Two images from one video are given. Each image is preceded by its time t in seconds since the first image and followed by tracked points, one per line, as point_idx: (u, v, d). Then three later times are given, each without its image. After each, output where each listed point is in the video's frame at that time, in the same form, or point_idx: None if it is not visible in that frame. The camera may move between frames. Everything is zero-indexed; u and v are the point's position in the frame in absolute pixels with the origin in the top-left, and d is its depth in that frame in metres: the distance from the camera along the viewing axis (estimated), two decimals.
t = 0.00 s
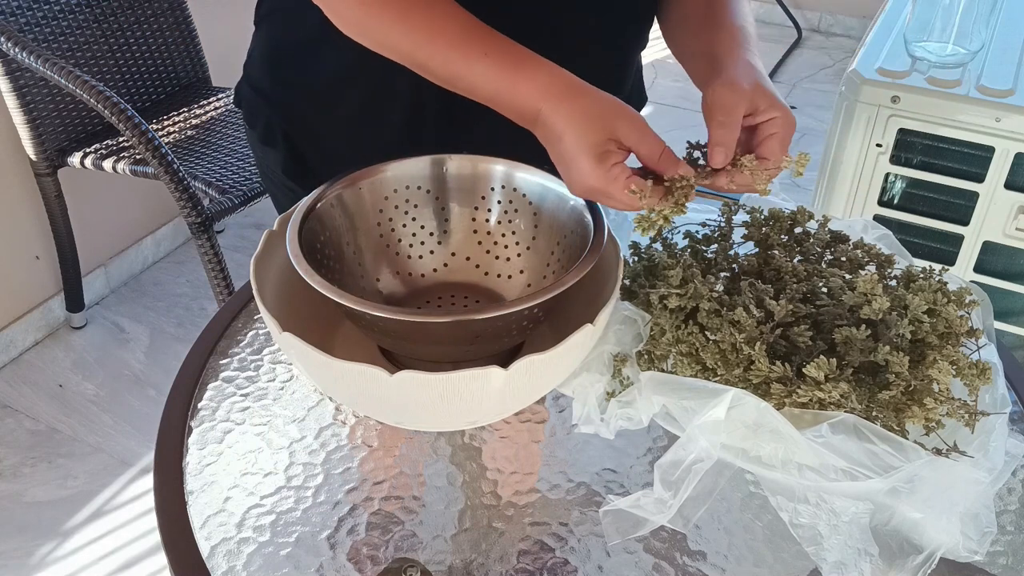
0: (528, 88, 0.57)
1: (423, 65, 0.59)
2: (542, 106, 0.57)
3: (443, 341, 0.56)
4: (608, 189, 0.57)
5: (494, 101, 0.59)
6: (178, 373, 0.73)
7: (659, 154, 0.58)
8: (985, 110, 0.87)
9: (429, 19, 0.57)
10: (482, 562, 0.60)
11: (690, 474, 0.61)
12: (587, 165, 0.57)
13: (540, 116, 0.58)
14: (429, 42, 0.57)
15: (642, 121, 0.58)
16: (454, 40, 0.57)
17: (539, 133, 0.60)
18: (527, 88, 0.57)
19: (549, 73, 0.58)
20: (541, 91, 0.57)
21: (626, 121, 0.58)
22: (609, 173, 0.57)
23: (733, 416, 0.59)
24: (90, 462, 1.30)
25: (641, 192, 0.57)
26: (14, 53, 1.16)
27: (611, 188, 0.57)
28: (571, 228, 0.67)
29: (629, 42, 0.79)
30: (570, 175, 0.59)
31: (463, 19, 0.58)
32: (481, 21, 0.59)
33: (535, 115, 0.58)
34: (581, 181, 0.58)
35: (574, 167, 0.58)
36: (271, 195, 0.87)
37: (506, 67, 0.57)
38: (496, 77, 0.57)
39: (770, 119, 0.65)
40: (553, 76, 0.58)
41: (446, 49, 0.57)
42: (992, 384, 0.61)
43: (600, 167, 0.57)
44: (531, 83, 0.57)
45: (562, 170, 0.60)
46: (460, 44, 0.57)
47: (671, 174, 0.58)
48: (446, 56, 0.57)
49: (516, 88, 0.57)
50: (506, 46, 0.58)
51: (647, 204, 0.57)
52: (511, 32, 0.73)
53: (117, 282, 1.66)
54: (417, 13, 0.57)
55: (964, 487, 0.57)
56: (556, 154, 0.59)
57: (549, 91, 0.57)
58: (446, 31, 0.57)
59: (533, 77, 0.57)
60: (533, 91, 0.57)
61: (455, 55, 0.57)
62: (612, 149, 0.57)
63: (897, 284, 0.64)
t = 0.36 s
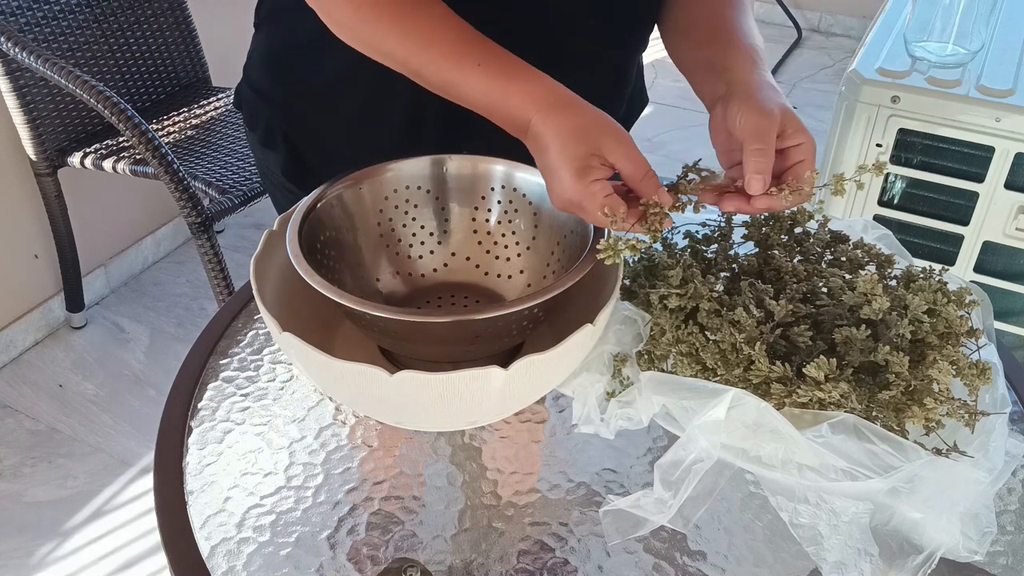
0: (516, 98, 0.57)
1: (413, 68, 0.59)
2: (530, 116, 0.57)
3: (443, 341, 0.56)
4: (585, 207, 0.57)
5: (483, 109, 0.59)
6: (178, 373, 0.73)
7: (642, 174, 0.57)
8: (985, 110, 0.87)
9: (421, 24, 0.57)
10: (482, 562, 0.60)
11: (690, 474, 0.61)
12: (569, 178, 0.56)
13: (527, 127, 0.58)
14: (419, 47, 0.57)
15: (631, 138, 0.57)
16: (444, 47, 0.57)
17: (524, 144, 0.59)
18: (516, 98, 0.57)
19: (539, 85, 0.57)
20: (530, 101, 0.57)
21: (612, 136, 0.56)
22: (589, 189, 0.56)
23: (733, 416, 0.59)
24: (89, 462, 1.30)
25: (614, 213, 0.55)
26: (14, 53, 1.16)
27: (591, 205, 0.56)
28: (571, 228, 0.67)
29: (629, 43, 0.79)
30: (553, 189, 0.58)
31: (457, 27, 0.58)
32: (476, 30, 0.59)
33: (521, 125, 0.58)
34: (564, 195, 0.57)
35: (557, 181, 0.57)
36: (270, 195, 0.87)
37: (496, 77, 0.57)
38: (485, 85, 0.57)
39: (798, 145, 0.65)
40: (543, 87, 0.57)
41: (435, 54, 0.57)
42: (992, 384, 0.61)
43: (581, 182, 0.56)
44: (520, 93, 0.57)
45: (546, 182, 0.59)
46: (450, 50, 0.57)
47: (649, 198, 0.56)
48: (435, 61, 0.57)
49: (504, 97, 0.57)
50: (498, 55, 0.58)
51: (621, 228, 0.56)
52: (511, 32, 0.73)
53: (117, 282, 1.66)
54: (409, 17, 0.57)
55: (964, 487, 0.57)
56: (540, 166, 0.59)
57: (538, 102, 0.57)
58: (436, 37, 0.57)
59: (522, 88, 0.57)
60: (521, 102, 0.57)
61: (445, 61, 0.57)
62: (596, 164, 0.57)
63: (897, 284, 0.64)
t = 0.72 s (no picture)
0: (503, 101, 0.57)
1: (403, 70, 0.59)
2: (517, 119, 0.57)
3: (443, 341, 0.56)
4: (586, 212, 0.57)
5: (472, 113, 0.59)
6: (178, 373, 0.73)
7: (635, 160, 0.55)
8: (985, 110, 0.87)
9: (408, 29, 0.57)
10: (481, 562, 0.60)
11: (690, 474, 0.61)
12: (560, 178, 0.56)
13: (515, 129, 0.58)
14: (408, 51, 0.57)
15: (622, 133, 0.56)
16: (430, 51, 0.57)
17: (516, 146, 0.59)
18: (503, 100, 0.57)
19: (525, 88, 0.57)
20: (517, 103, 0.57)
21: (601, 135, 0.55)
22: (583, 188, 0.56)
23: (733, 416, 0.59)
24: (89, 461, 1.30)
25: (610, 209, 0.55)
26: (14, 53, 1.16)
27: (584, 204, 0.56)
28: (571, 228, 0.67)
29: (629, 46, 0.79)
30: (547, 187, 0.58)
31: (443, 31, 0.58)
32: (463, 33, 0.59)
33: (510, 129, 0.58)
34: (559, 193, 0.57)
35: (552, 180, 0.57)
36: (270, 196, 0.87)
37: (482, 81, 0.57)
38: (472, 89, 0.57)
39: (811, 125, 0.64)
40: (530, 90, 0.57)
41: (423, 59, 0.57)
42: (992, 384, 0.61)
43: (573, 182, 0.56)
44: (506, 96, 0.57)
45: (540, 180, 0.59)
46: (437, 54, 0.57)
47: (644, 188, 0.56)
48: (424, 66, 0.57)
49: (491, 101, 0.57)
50: (484, 57, 0.58)
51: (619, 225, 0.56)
52: (511, 33, 0.73)
53: (117, 282, 1.66)
54: (396, 22, 0.57)
55: (964, 487, 0.57)
56: (533, 166, 0.59)
57: (526, 104, 0.56)
58: (424, 42, 0.57)
59: (508, 91, 0.57)
60: (507, 105, 0.57)
61: (433, 65, 0.57)
62: (587, 164, 0.57)
63: (897, 284, 0.64)
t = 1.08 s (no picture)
0: (497, 104, 0.57)
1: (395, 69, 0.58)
2: (511, 120, 0.57)
3: (443, 341, 0.56)
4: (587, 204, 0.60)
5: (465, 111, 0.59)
6: (178, 373, 0.73)
7: (631, 145, 0.57)
8: (985, 110, 0.87)
9: (399, 30, 0.56)
10: (482, 562, 0.60)
11: (690, 474, 0.61)
12: (558, 175, 0.58)
13: (509, 128, 0.58)
14: (400, 52, 0.56)
15: (619, 127, 0.57)
16: (422, 52, 0.56)
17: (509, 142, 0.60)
18: (493, 101, 0.57)
19: (518, 87, 0.57)
20: (510, 104, 0.57)
21: (596, 133, 0.56)
22: (580, 184, 0.58)
23: (733, 416, 0.59)
24: (89, 462, 1.30)
25: (598, 195, 0.57)
26: (14, 53, 1.16)
27: (580, 198, 0.59)
28: (571, 228, 0.67)
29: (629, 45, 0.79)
30: (544, 179, 0.60)
31: (434, 30, 0.57)
32: (455, 29, 0.58)
33: (504, 128, 0.58)
34: (557, 186, 0.59)
35: (550, 174, 0.59)
36: (270, 196, 0.87)
37: (475, 83, 0.57)
38: (464, 91, 0.57)
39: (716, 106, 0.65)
40: (524, 90, 0.57)
41: (416, 61, 0.56)
42: (992, 384, 0.61)
43: (569, 178, 0.58)
44: (500, 99, 0.57)
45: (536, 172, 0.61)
46: (430, 56, 0.56)
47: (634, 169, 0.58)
48: (416, 69, 0.57)
49: (485, 103, 0.57)
50: (477, 57, 0.57)
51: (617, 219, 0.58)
52: (510, 33, 0.73)
53: (116, 282, 1.66)
54: (387, 22, 0.56)
55: (964, 487, 0.57)
56: (528, 160, 0.60)
57: (520, 105, 0.56)
58: (416, 43, 0.56)
59: (502, 93, 0.57)
60: (502, 108, 0.57)
61: (425, 66, 0.57)
62: (581, 159, 0.58)
63: (897, 284, 0.64)
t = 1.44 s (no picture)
0: (492, 103, 0.57)
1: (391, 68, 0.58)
2: (505, 119, 0.57)
3: (442, 341, 0.56)
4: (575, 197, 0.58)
5: (460, 110, 0.59)
6: (178, 373, 0.73)
7: (623, 147, 0.55)
8: (985, 110, 0.87)
9: (396, 28, 0.56)
10: (482, 562, 0.60)
11: (690, 474, 0.61)
12: (548, 173, 0.58)
13: (502, 127, 0.58)
14: (395, 49, 0.56)
15: (611, 127, 0.56)
16: (419, 51, 0.56)
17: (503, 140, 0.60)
18: (487, 98, 0.57)
19: (513, 87, 0.57)
20: (505, 104, 0.57)
21: (589, 132, 0.56)
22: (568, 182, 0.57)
23: (733, 416, 0.59)
24: (89, 461, 1.30)
25: (585, 187, 0.56)
26: (14, 53, 1.16)
27: (570, 196, 0.58)
28: (571, 228, 0.67)
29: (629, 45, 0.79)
30: (535, 179, 0.60)
31: (430, 28, 0.57)
32: (451, 29, 0.58)
33: (498, 127, 0.58)
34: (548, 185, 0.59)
35: (540, 173, 0.58)
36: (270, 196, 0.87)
37: (470, 81, 0.57)
38: (459, 90, 0.57)
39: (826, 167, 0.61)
40: (519, 89, 0.57)
41: (412, 58, 0.56)
42: (992, 384, 0.61)
43: (559, 177, 0.58)
44: (495, 99, 0.57)
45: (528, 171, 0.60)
46: (426, 54, 0.56)
47: (620, 159, 0.55)
48: (412, 67, 0.57)
49: (480, 103, 0.57)
50: (473, 56, 0.57)
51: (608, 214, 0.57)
52: (510, 33, 0.73)
53: (117, 282, 1.66)
54: (385, 21, 0.56)
55: (964, 487, 0.57)
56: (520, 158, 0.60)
57: (514, 105, 0.56)
58: (414, 41, 0.56)
59: (496, 92, 0.57)
60: (497, 108, 0.57)
61: (421, 62, 0.57)
62: (573, 157, 0.58)
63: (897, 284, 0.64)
